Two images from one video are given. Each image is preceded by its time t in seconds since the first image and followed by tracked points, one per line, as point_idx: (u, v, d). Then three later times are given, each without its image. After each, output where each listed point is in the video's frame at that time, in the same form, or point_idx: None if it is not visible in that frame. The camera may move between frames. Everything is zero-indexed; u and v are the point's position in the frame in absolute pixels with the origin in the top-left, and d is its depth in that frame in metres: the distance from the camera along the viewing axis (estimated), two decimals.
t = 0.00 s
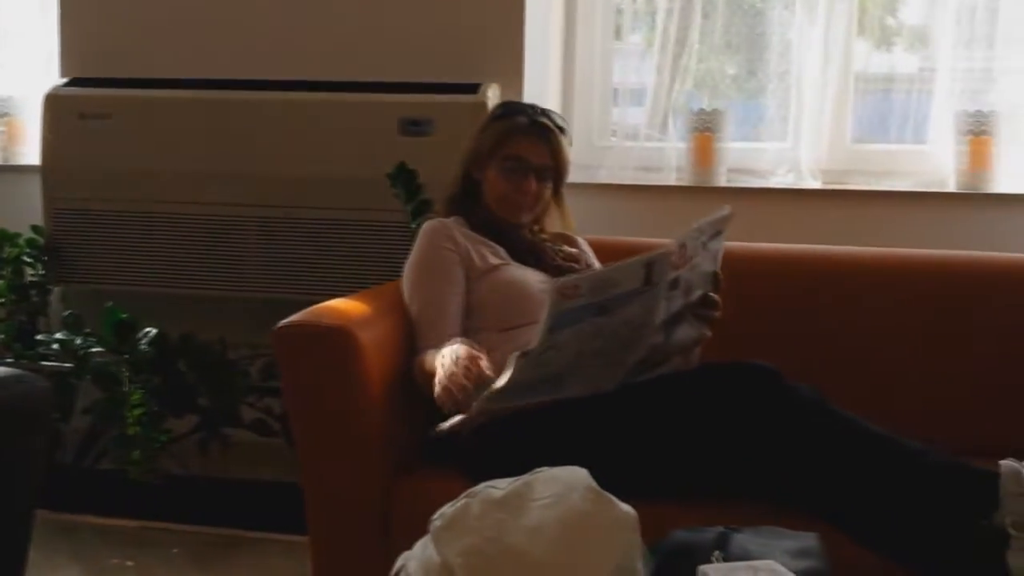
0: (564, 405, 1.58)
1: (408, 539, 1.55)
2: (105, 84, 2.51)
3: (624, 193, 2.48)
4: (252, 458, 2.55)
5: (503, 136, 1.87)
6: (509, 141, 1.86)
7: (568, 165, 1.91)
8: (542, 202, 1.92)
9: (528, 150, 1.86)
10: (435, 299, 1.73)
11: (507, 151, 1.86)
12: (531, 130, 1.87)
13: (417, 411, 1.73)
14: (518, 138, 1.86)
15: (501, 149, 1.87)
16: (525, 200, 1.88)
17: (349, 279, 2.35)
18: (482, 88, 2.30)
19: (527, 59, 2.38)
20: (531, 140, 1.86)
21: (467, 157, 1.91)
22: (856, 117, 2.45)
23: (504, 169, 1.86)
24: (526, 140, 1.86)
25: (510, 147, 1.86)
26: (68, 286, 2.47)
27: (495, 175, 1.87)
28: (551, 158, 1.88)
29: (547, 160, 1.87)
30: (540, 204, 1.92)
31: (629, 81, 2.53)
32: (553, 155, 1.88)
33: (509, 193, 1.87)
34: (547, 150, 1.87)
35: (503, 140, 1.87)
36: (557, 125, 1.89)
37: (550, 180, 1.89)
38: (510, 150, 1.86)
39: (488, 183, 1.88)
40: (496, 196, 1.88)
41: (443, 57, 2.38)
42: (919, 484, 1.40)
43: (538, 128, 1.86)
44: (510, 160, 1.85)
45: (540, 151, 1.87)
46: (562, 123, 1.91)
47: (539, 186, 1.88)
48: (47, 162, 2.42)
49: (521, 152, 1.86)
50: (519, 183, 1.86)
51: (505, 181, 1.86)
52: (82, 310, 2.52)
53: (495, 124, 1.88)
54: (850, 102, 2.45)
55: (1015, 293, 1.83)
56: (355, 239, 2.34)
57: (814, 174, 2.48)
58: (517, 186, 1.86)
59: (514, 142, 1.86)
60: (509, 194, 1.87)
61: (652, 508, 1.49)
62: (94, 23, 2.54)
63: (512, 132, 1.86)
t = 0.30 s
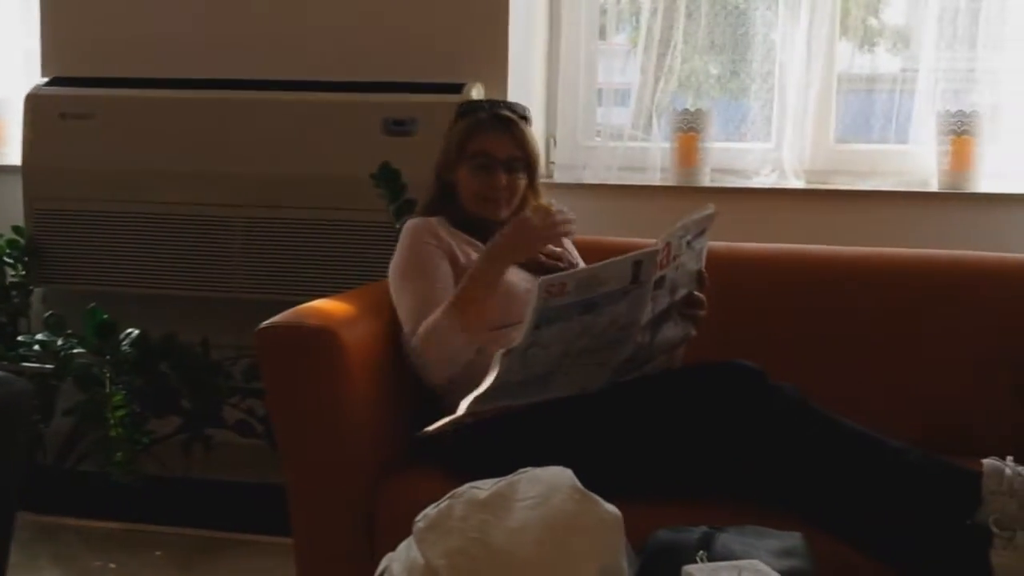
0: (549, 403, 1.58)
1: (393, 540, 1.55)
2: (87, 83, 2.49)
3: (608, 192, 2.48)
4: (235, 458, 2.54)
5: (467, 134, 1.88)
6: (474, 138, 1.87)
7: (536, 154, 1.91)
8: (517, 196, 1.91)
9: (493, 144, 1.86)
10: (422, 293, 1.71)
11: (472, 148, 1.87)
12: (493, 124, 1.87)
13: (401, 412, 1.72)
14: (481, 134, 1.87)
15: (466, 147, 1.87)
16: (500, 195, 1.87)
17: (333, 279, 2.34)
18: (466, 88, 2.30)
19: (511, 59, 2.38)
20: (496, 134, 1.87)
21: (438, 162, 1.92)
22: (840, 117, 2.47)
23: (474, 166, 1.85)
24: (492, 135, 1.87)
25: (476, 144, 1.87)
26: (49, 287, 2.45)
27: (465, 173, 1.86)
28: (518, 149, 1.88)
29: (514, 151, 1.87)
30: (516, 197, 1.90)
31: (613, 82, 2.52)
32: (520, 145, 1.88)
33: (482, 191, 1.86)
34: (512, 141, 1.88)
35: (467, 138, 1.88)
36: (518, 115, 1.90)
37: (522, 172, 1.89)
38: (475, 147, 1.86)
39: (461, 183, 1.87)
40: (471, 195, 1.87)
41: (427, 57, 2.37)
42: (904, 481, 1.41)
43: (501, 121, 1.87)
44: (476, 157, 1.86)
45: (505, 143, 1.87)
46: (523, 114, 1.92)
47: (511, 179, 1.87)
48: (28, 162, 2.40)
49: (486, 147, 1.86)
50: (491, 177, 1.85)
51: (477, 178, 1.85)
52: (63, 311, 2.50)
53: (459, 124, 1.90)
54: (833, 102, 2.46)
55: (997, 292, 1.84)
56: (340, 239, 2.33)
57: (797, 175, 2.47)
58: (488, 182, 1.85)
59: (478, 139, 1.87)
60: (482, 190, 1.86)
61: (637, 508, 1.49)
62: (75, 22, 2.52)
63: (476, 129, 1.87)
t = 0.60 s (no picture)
0: (546, 402, 1.57)
1: (388, 539, 1.54)
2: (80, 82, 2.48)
3: (604, 190, 2.47)
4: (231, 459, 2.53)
5: (459, 132, 1.87)
6: (466, 135, 1.86)
7: (528, 147, 1.90)
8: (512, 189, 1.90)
9: (486, 139, 1.85)
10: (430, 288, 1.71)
11: (465, 144, 1.86)
12: (485, 120, 1.86)
13: (398, 411, 1.72)
14: (474, 130, 1.86)
15: (458, 144, 1.87)
16: (495, 189, 1.86)
17: (330, 278, 2.34)
18: (462, 86, 2.29)
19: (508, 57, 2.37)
20: (488, 130, 1.86)
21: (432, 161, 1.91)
22: (836, 115, 2.47)
23: (467, 164, 1.85)
24: (484, 130, 1.86)
25: (468, 141, 1.86)
26: (42, 286, 2.44)
27: (459, 170, 1.86)
28: (510, 144, 1.87)
29: (507, 145, 1.87)
30: (511, 191, 1.89)
31: (609, 80, 2.52)
32: (513, 140, 1.87)
33: (477, 187, 1.85)
34: (505, 136, 1.87)
35: (460, 135, 1.87)
36: (511, 111, 1.88)
37: (517, 166, 1.88)
38: (467, 144, 1.86)
39: (456, 181, 1.87)
40: (467, 193, 1.86)
41: (423, 55, 2.36)
42: (902, 479, 1.41)
43: (493, 117, 1.86)
44: (470, 153, 1.85)
45: (498, 137, 1.86)
46: (514, 107, 1.91)
47: (505, 174, 1.86)
48: (22, 161, 2.39)
49: (479, 143, 1.85)
50: (485, 173, 1.84)
51: (471, 175, 1.85)
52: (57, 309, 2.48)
53: (450, 122, 1.89)
54: (830, 100, 2.46)
55: (995, 289, 1.84)
56: (336, 238, 2.32)
57: (794, 172, 2.49)
58: (483, 178, 1.84)
59: (471, 135, 1.86)
60: (477, 186, 1.85)
61: (635, 507, 1.49)
62: (69, 21, 2.51)
63: (469, 125, 1.87)
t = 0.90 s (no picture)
0: (550, 399, 1.58)
1: (392, 535, 1.54)
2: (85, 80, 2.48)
3: (608, 186, 2.48)
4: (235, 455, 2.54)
5: (467, 127, 1.87)
6: (473, 130, 1.87)
7: (536, 145, 1.90)
8: (518, 185, 1.90)
9: (492, 135, 1.86)
10: (432, 288, 1.71)
11: (472, 139, 1.86)
12: (492, 116, 1.87)
13: (401, 407, 1.72)
14: (480, 126, 1.87)
15: (465, 139, 1.87)
16: (501, 185, 1.86)
17: (334, 275, 2.34)
18: (465, 82, 2.30)
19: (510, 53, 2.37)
20: (495, 125, 1.86)
21: (438, 157, 1.91)
22: (840, 111, 2.47)
23: (473, 158, 1.85)
24: (491, 126, 1.86)
25: (475, 136, 1.86)
26: (46, 282, 2.45)
27: (466, 166, 1.86)
28: (517, 140, 1.87)
29: (514, 141, 1.87)
30: (517, 186, 1.89)
31: (613, 77, 2.53)
32: (519, 136, 1.87)
33: (484, 183, 1.85)
34: (512, 132, 1.87)
35: (467, 130, 1.87)
36: (518, 108, 1.89)
37: (523, 162, 1.88)
38: (474, 139, 1.86)
39: (463, 175, 1.87)
40: (473, 186, 1.86)
41: (427, 53, 2.37)
42: (905, 474, 1.41)
43: (501, 112, 1.86)
44: (477, 148, 1.85)
45: (505, 133, 1.86)
46: (522, 105, 1.92)
47: (511, 170, 1.86)
48: (27, 159, 2.40)
49: (485, 137, 1.85)
50: (492, 167, 1.84)
51: (477, 169, 1.85)
52: (62, 306, 2.49)
53: (458, 116, 1.90)
54: (833, 96, 2.46)
55: (998, 285, 1.84)
56: (340, 235, 2.33)
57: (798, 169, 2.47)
58: (489, 173, 1.84)
59: (478, 130, 1.86)
60: (483, 181, 1.85)
61: (639, 503, 1.49)
62: (73, 19, 2.51)
63: (476, 120, 1.87)
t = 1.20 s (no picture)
0: (551, 394, 1.57)
1: (392, 531, 1.55)
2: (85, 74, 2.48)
3: (610, 182, 2.47)
4: (234, 450, 2.54)
5: (470, 120, 1.87)
6: (476, 124, 1.87)
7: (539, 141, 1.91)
8: (521, 181, 1.91)
9: (496, 130, 1.85)
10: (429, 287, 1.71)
11: (474, 134, 1.86)
12: (495, 111, 1.86)
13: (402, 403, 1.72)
14: (483, 120, 1.86)
15: (468, 133, 1.87)
16: (504, 180, 1.86)
17: (335, 270, 2.34)
18: (466, 78, 2.29)
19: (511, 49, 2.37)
20: (499, 120, 1.86)
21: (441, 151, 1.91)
22: (841, 108, 2.46)
23: (476, 152, 1.85)
24: (493, 121, 1.86)
25: (478, 131, 1.86)
26: (47, 277, 2.44)
27: (469, 160, 1.86)
28: (520, 135, 1.87)
29: (517, 136, 1.87)
30: (519, 182, 1.90)
31: (613, 74, 2.52)
32: (522, 132, 1.87)
33: (487, 176, 1.86)
34: (516, 127, 1.87)
35: (470, 124, 1.87)
36: (521, 103, 1.89)
37: (526, 157, 1.89)
38: (477, 133, 1.86)
39: (466, 169, 1.87)
40: (476, 180, 1.86)
41: (427, 47, 2.36)
42: (903, 469, 1.40)
43: (504, 107, 1.86)
44: (480, 142, 1.85)
45: (508, 128, 1.86)
46: (526, 101, 1.92)
47: (513, 165, 1.87)
48: (28, 153, 2.39)
49: (488, 132, 1.85)
50: (496, 162, 1.85)
51: (481, 163, 1.85)
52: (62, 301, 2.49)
53: (461, 110, 1.89)
54: (834, 93, 2.46)
55: (999, 281, 1.84)
56: (340, 230, 2.32)
57: (799, 165, 2.48)
58: (493, 167, 1.85)
59: (481, 125, 1.86)
60: (487, 175, 1.85)
61: (641, 499, 1.49)
62: (74, 13, 2.51)
63: (479, 115, 1.87)
